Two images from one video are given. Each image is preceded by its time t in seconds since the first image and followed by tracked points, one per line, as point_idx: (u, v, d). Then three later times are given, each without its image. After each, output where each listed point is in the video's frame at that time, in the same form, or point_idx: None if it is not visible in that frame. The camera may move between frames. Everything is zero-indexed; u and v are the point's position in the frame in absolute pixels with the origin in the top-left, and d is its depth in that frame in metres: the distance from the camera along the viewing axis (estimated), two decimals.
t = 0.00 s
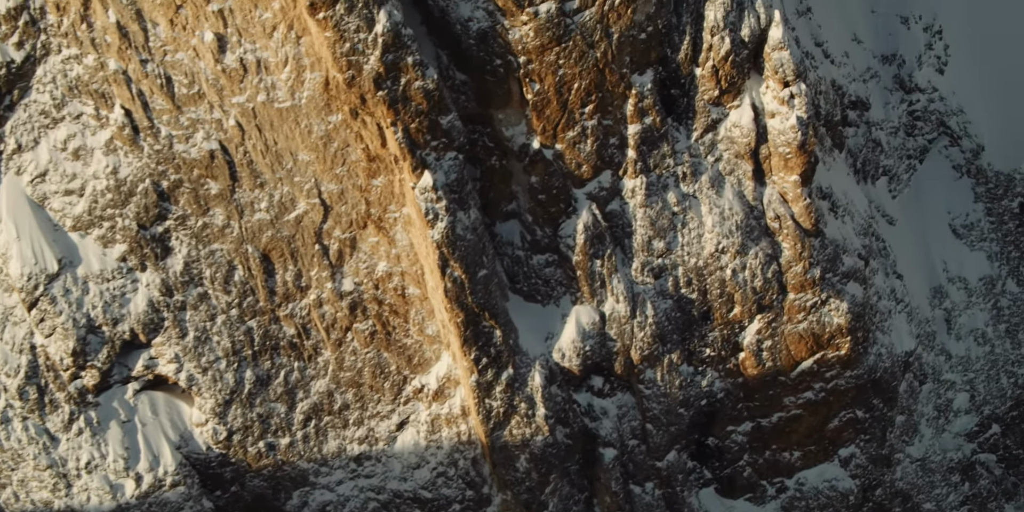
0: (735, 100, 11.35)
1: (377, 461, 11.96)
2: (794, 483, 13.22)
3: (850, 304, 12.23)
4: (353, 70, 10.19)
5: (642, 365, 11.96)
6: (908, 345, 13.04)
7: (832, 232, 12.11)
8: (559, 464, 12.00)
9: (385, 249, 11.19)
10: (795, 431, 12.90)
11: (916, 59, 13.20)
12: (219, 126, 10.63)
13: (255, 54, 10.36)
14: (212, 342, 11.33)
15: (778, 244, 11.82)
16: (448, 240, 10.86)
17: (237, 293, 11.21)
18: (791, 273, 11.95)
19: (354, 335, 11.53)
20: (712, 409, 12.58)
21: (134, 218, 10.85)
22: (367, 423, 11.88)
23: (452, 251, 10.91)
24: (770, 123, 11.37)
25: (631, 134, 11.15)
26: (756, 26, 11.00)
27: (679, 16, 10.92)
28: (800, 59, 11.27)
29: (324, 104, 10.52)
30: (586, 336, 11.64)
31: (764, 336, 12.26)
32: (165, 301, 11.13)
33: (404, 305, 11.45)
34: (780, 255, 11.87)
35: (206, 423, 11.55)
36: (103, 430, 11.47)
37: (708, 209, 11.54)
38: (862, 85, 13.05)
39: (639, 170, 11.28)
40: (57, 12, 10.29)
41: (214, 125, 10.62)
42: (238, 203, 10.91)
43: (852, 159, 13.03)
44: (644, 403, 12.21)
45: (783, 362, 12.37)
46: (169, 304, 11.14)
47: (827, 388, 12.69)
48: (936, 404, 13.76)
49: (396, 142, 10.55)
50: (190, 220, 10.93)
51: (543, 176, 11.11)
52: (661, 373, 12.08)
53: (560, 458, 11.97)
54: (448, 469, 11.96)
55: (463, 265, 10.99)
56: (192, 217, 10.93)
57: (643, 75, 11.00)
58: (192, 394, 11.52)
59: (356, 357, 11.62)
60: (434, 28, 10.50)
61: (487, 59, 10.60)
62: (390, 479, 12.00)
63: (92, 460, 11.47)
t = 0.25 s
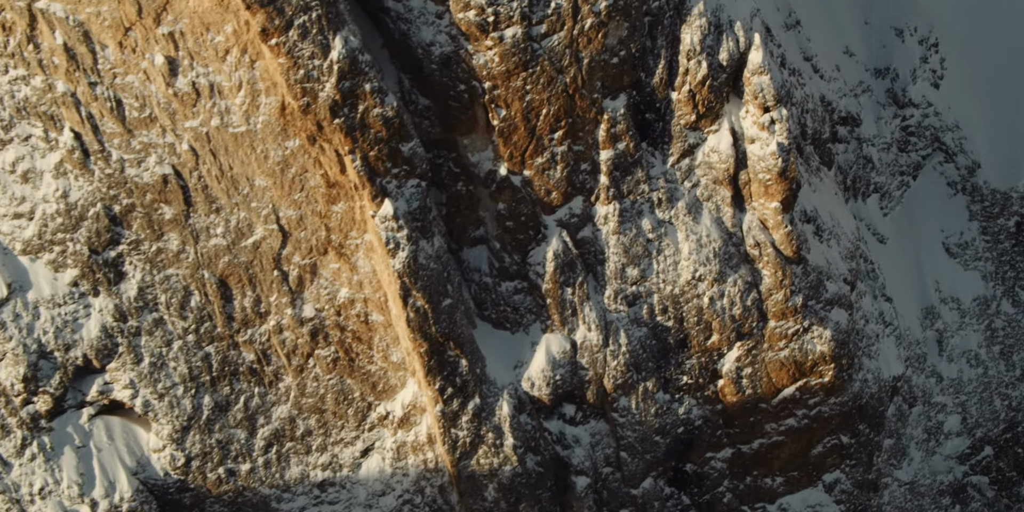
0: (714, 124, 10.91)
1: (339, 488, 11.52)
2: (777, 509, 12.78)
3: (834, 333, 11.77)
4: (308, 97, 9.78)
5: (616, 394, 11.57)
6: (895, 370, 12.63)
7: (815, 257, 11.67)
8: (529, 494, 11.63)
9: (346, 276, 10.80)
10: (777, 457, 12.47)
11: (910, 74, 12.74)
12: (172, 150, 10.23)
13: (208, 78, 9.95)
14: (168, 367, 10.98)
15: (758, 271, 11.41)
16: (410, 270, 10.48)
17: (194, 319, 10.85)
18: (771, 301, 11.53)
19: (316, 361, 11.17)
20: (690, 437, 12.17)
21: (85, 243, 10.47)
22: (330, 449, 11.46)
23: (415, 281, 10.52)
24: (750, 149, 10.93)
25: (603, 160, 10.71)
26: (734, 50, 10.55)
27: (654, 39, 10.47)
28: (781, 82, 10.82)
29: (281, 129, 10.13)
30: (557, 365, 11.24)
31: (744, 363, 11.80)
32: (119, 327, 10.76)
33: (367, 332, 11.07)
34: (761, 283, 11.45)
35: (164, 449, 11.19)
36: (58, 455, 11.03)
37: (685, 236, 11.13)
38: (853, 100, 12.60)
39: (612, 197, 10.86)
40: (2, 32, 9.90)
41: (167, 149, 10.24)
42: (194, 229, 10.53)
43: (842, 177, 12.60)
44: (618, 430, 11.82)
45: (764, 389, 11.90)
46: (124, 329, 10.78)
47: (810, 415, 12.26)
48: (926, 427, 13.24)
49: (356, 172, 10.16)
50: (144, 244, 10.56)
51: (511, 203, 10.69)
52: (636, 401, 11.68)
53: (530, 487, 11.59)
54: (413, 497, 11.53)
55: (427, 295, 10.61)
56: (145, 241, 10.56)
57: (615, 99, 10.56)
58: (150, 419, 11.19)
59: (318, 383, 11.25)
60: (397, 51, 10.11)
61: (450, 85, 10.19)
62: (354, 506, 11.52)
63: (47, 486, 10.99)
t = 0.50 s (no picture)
0: (691, 152, 10.49)
1: None
2: None
3: (818, 365, 11.34)
4: (262, 126, 9.39)
5: (591, 424, 11.19)
6: (884, 398, 12.20)
7: (798, 285, 11.24)
8: None
9: (307, 303, 10.44)
10: (759, 486, 12.07)
11: (906, 90, 12.33)
12: (125, 176, 9.88)
13: (160, 103, 9.58)
14: (125, 393, 10.65)
15: (738, 301, 11.01)
16: (371, 302, 10.11)
17: (151, 345, 10.52)
18: (751, 333, 11.14)
19: (278, 388, 10.81)
20: (667, 465, 11.80)
21: (37, 267, 10.13)
22: (294, 475, 11.15)
23: (376, 312, 10.15)
24: (730, 178, 10.49)
25: (575, 188, 10.30)
26: (712, 77, 10.10)
27: (628, 65, 10.04)
28: (762, 110, 10.38)
29: (236, 157, 9.75)
30: (526, 395, 10.85)
31: (723, 394, 11.39)
32: (73, 352, 10.44)
33: (331, 360, 10.72)
34: (741, 314, 11.05)
35: (121, 474, 10.87)
36: (11, 479, 10.73)
37: (661, 266, 10.70)
38: (846, 118, 12.15)
39: (584, 226, 10.45)
40: None
41: (119, 174, 9.88)
42: (149, 254, 10.18)
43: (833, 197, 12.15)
44: (591, 458, 11.43)
45: (744, 419, 11.51)
46: (78, 355, 10.46)
47: (793, 445, 11.83)
48: (914, 454, 12.75)
49: (314, 202, 9.78)
50: (97, 269, 10.22)
51: (478, 232, 10.31)
52: (610, 430, 11.27)
53: None
54: None
55: (389, 326, 10.24)
56: (99, 266, 10.22)
57: (587, 127, 10.14)
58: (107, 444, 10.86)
59: (280, 409, 10.91)
60: (357, 78, 9.73)
61: (413, 112, 9.76)
62: None
63: None
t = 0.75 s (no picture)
0: (667, 182, 10.07)
1: None
2: None
3: (798, 396, 10.98)
4: (211, 157, 9.04)
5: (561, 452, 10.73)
6: (871, 426, 11.78)
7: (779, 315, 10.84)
8: None
9: (266, 330, 10.10)
10: None
11: (901, 109, 11.85)
12: (75, 201, 9.56)
13: (109, 129, 9.23)
14: (79, 416, 10.40)
15: (715, 333, 10.63)
16: (329, 333, 9.76)
17: (105, 369, 10.21)
18: (728, 366, 10.79)
19: (237, 413, 10.51)
20: (643, 494, 11.45)
21: None
22: (255, 499, 10.88)
23: (334, 345, 9.80)
24: (706, 210, 10.08)
25: (543, 218, 9.91)
26: (688, 108, 9.68)
27: (599, 94, 9.62)
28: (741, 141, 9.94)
29: (189, 184, 9.38)
30: (493, 426, 10.48)
31: (700, 425, 11.02)
32: (25, 376, 10.19)
33: (291, 386, 10.39)
34: (718, 347, 10.68)
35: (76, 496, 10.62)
36: None
37: (634, 298, 10.34)
38: (837, 137, 11.73)
39: (553, 257, 10.08)
40: None
41: (69, 199, 9.56)
42: (101, 279, 9.86)
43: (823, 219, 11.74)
44: (562, 488, 11.02)
45: (722, 450, 11.17)
46: (30, 378, 10.21)
47: (773, 475, 11.49)
48: (903, 481, 12.29)
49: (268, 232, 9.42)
50: (49, 293, 9.92)
51: (442, 262, 9.94)
52: (582, 460, 10.88)
53: None
54: None
55: (348, 358, 9.89)
56: (51, 290, 9.91)
57: (556, 157, 9.75)
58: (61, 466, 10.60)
59: (240, 435, 10.60)
60: (315, 104, 9.36)
61: (372, 141, 9.38)
62: None
63: None
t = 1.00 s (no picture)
0: (637, 221, 9.70)
1: None
2: None
3: (775, 435, 10.56)
4: (157, 195, 8.73)
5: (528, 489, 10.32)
6: (853, 462, 11.30)
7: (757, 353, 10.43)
8: None
9: (221, 363, 9.79)
10: None
11: (895, 136, 11.44)
12: (21, 231, 9.29)
13: (54, 161, 8.92)
14: (32, 443, 10.18)
15: (688, 373, 10.26)
16: (282, 370, 9.44)
17: (57, 398, 9.98)
18: (701, 405, 10.42)
19: (193, 444, 10.22)
20: None
21: None
22: None
23: (288, 383, 9.49)
24: (678, 249, 9.71)
25: (507, 256, 9.56)
26: (659, 147, 9.30)
27: (565, 131, 9.24)
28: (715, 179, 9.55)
29: (137, 217, 9.05)
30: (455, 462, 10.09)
31: (673, 462, 10.61)
32: None
33: (248, 419, 10.07)
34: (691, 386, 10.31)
35: None
36: None
37: (603, 338, 9.98)
38: (828, 165, 11.32)
39: (518, 294, 9.73)
40: None
41: (16, 229, 9.29)
42: (51, 309, 9.61)
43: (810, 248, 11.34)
44: None
45: (696, 488, 10.77)
46: None
47: None
48: None
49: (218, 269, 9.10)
50: None
51: (402, 299, 9.60)
52: (550, 496, 10.49)
53: None
54: None
55: (303, 395, 9.58)
56: None
57: (521, 195, 9.39)
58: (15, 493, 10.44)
59: (197, 464, 10.32)
60: (268, 138, 9.02)
61: (326, 178, 9.03)
62: None
63: None
